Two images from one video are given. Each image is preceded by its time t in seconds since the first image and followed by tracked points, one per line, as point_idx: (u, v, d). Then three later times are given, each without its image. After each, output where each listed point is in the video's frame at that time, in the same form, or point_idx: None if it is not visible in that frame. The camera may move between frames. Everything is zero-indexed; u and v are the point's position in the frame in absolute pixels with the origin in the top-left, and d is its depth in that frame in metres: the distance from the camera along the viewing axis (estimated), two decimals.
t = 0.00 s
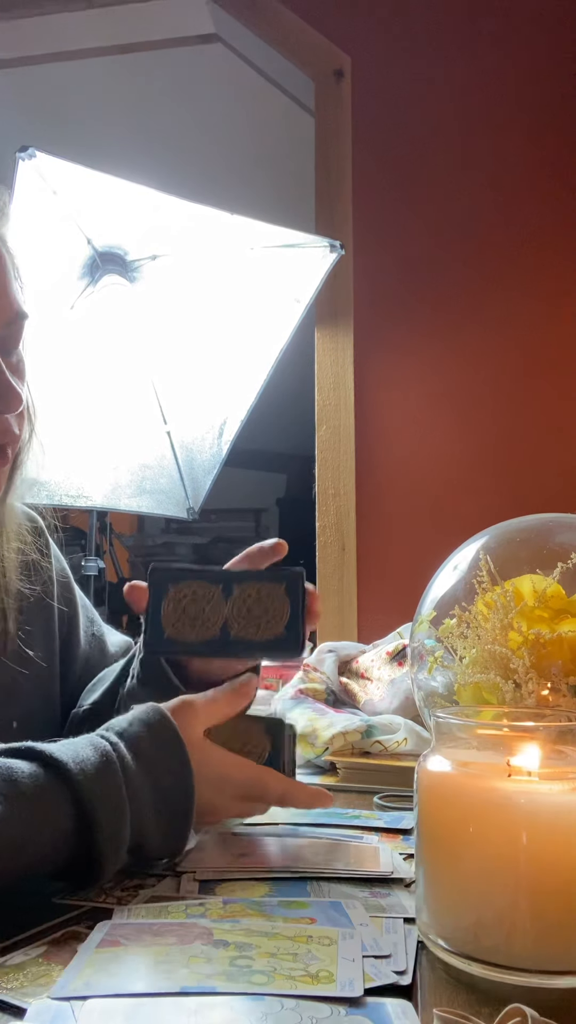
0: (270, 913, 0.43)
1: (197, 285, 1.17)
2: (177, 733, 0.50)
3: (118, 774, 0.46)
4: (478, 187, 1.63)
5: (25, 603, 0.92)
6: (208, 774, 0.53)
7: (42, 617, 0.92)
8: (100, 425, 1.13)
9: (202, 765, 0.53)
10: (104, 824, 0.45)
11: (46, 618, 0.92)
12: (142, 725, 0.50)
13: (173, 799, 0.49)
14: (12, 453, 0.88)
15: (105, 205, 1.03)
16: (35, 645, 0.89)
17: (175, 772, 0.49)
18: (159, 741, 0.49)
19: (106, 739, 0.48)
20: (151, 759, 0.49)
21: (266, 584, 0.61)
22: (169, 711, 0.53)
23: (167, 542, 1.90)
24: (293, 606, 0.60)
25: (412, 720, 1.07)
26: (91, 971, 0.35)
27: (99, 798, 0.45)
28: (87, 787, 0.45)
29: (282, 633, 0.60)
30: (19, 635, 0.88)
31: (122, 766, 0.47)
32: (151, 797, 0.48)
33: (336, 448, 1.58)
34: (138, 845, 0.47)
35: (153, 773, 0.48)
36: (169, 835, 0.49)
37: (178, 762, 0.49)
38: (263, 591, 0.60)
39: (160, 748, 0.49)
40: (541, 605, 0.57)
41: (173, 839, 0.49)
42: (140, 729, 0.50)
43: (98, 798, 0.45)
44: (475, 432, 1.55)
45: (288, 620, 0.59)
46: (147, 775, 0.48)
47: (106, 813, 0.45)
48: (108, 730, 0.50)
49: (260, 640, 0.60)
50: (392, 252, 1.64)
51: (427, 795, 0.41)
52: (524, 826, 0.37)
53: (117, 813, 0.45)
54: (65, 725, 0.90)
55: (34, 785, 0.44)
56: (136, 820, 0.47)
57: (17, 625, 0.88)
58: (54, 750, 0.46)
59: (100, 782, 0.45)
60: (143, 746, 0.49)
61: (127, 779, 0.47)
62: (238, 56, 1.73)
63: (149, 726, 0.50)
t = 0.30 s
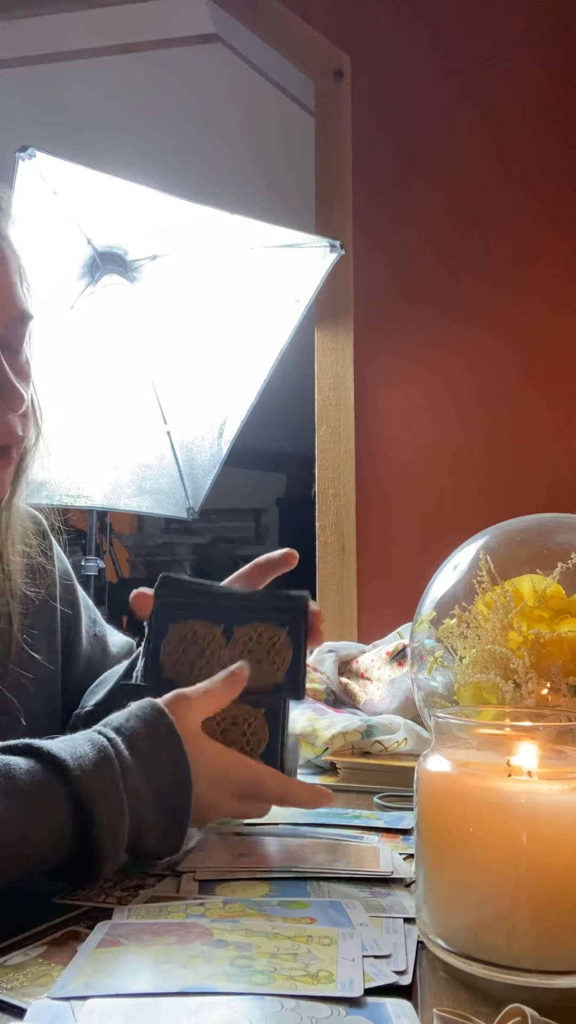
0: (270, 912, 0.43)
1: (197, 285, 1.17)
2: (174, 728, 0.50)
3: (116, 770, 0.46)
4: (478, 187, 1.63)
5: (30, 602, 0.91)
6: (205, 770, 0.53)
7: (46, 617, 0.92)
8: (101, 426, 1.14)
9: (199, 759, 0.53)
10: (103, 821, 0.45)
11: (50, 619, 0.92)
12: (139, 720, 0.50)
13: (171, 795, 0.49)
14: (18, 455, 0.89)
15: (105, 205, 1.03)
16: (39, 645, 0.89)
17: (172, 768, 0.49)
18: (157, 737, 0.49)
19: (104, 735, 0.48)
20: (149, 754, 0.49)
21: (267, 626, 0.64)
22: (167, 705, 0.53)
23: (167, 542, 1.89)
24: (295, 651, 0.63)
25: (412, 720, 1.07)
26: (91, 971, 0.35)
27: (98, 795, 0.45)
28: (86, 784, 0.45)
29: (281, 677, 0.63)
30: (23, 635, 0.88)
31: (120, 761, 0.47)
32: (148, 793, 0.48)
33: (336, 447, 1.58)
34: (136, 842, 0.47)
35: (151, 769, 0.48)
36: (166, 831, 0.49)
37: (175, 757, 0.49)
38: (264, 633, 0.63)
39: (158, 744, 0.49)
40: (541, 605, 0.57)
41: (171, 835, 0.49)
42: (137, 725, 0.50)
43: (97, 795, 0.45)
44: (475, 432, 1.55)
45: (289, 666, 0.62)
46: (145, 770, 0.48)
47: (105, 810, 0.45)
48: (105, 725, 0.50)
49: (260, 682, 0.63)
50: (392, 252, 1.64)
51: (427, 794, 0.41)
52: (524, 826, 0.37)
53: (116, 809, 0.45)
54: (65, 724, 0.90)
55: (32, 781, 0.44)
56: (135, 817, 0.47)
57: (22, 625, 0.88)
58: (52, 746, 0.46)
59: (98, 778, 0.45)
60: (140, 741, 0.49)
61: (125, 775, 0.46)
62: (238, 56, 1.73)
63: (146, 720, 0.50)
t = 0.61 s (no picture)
0: (270, 912, 0.43)
1: (197, 285, 1.17)
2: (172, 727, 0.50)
3: (115, 769, 0.46)
4: (478, 187, 1.63)
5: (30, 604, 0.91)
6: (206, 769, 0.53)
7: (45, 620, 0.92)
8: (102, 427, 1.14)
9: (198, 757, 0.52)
10: (102, 820, 0.45)
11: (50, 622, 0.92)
12: (138, 720, 0.50)
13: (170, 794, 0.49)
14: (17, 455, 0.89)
15: (105, 205, 1.03)
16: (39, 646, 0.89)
17: (171, 767, 0.49)
18: (156, 735, 0.49)
19: (103, 734, 0.48)
20: (148, 753, 0.49)
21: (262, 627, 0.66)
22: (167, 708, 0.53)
23: (167, 543, 1.91)
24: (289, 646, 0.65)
25: (412, 721, 1.07)
26: (91, 971, 0.35)
27: (98, 794, 0.45)
28: (85, 783, 0.45)
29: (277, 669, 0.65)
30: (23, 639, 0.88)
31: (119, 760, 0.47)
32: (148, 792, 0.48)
33: (335, 447, 1.58)
34: (135, 841, 0.47)
35: (150, 767, 0.48)
36: (165, 830, 0.49)
37: (174, 756, 0.49)
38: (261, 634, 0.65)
39: (157, 743, 0.49)
40: (540, 605, 0.57)
41: (170, 833, 0.49)
42: (136, 724, 0.50)
43: (96, 794, 0.45)
44: (475, 432, 1.55)
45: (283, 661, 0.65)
46: (144, 769, 0.48)
47: (104, 809, 0.45)
48: (104, 725, 0.50)
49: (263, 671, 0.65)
50: (392, 252, 1.64)
51: (427, 794, 0.41)
52: (524, 826, 0.37)
53: (115, 809, 0.45)
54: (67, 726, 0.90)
55: (32, 781, 0.44)
56: (134, 815, 0.47)
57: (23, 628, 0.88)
58: (51, 746, 0.46)
59: (98, 777, 0.45)
60: (139, 740, 0.49)
61: (124, 775, 0.46)
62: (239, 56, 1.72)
63: (144, 720, 0.50)
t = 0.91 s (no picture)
0: (270, 912, 0.43)
1: (197, 285, 1.17)
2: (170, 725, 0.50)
3: (112, 768, 0.46)
4: (477, 187, 1.63)
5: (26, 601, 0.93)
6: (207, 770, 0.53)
7: (40, 618, 0.93)
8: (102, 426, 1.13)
9: (199, 759, 0.52)
10: (99, 818, 0.45)
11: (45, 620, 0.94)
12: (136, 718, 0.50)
13: (168, 793, 0.49)
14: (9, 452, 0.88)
15: (105, 205, 1.03)
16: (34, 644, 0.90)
17: (169, 765, 0.49)
18: (153, 734, 0.49)
19: (100, 733, 0.48)
20: (145, 751, 0.48)
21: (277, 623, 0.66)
22: (167, 709, 0.53)
23: (167, 542, 1.92)
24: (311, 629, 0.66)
25: (412, 720, 1.07)
26: (91, 971, 0.35)
27: (94, 794, 0.45)
28: (82, 783, 0.45)
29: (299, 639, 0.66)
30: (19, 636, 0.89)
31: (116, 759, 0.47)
32: (146, 791, 0.48)
33: (335, 447, 1.59)
34: (134, 840, 0.47)
35: (148, 766, 0.48)
36: (164, 828, 0.49)
37: (172, 754, 0.49)
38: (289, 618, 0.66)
39: (155, 741, 0.49)
40: (540, 605, 0.57)
41: (169, 831, 0.49)
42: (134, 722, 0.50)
43: (93, 793, 0.45)
44: (475, 432, 1.56)
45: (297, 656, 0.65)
46: (141, 768, 0.48)
47: (102, 808, 0.45)
48: (102, 722, 0.49)
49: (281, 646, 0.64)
50: (392, 252, 1.64)
51: (427, 794, 0.41)
52: (524, 826, 0.37)
53: (113, 808, 0.45)
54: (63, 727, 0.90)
55: (29, 780, 0.44)
56: (131, 814, 0.46)
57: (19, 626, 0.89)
58: (48, 745, 0.46)
59: (95, 775, 0.45)
60: (137, 738, 0.49)
61: (122, 773, 0.46)
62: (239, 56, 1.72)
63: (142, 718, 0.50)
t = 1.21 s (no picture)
0: (270, 912, 0.43)
1: (198, 285, 1.18)
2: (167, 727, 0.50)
3: (111, 769, 0.46)
4: (478, 187, 1.63)
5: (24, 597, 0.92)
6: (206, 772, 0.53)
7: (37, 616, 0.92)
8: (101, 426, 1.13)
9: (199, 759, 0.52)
10: (99, 820, 0.45)
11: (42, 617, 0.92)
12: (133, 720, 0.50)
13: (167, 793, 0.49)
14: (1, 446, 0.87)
15: (105, 204, 1.03)
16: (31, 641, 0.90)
17: (167, 765, 0.49)
18: (151, 734, 0.49)
19: (97, 735, 0.48)
20: (144, 752, 0.49)
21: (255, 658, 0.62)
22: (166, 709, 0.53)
23: (167, 543, 1.92)
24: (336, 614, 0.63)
25: (412, 720, 1.07)
26: (91, 971, 0.35)
27: (93, 794, 0.45)
28: (81, 782, 0.45)
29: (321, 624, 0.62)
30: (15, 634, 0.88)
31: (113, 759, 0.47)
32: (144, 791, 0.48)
33: (336, 447, 1.59)
34: (134, 841, 0.47)
35: (146, 766, 0.48)
36: (163, 829, 0.49)
37: (170, 755, 0.49)
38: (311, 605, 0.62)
39: (153, 742, 0.49)
40: (540, 605, 0.57)
41: (169, 832, 0.49)
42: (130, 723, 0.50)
43: (92, 793, 0.45)
44: (476, 432, 1.55)
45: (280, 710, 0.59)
46: (140, 768, 0.48)
47: (101, 809, 0.45)
48: (99, 726, 0.50)
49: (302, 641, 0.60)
50: (393, 252, 1.64)
51: (427, 794, 0.41)
52: (524, 826, 0.37)
53: (112, 808, 0.45)
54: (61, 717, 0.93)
55: (28, 781, 0.44)
56: (130, 814, 0.47)
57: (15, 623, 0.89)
58: (46, 747, 0.46)
59: (94, 777, 0.45)
60: (135, 740, 0.49)
61: (121, 774, 0.47)
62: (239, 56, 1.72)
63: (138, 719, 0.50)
